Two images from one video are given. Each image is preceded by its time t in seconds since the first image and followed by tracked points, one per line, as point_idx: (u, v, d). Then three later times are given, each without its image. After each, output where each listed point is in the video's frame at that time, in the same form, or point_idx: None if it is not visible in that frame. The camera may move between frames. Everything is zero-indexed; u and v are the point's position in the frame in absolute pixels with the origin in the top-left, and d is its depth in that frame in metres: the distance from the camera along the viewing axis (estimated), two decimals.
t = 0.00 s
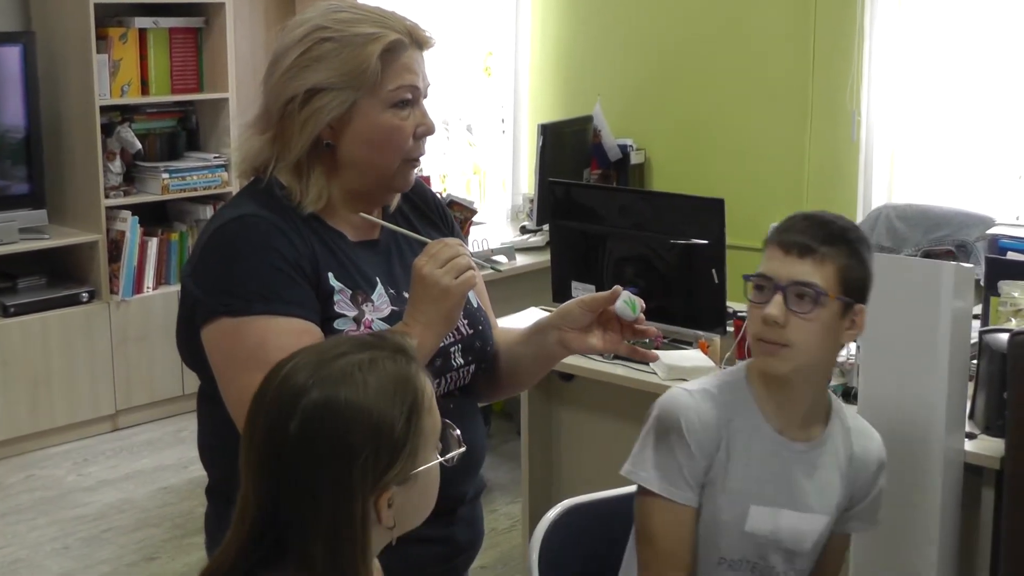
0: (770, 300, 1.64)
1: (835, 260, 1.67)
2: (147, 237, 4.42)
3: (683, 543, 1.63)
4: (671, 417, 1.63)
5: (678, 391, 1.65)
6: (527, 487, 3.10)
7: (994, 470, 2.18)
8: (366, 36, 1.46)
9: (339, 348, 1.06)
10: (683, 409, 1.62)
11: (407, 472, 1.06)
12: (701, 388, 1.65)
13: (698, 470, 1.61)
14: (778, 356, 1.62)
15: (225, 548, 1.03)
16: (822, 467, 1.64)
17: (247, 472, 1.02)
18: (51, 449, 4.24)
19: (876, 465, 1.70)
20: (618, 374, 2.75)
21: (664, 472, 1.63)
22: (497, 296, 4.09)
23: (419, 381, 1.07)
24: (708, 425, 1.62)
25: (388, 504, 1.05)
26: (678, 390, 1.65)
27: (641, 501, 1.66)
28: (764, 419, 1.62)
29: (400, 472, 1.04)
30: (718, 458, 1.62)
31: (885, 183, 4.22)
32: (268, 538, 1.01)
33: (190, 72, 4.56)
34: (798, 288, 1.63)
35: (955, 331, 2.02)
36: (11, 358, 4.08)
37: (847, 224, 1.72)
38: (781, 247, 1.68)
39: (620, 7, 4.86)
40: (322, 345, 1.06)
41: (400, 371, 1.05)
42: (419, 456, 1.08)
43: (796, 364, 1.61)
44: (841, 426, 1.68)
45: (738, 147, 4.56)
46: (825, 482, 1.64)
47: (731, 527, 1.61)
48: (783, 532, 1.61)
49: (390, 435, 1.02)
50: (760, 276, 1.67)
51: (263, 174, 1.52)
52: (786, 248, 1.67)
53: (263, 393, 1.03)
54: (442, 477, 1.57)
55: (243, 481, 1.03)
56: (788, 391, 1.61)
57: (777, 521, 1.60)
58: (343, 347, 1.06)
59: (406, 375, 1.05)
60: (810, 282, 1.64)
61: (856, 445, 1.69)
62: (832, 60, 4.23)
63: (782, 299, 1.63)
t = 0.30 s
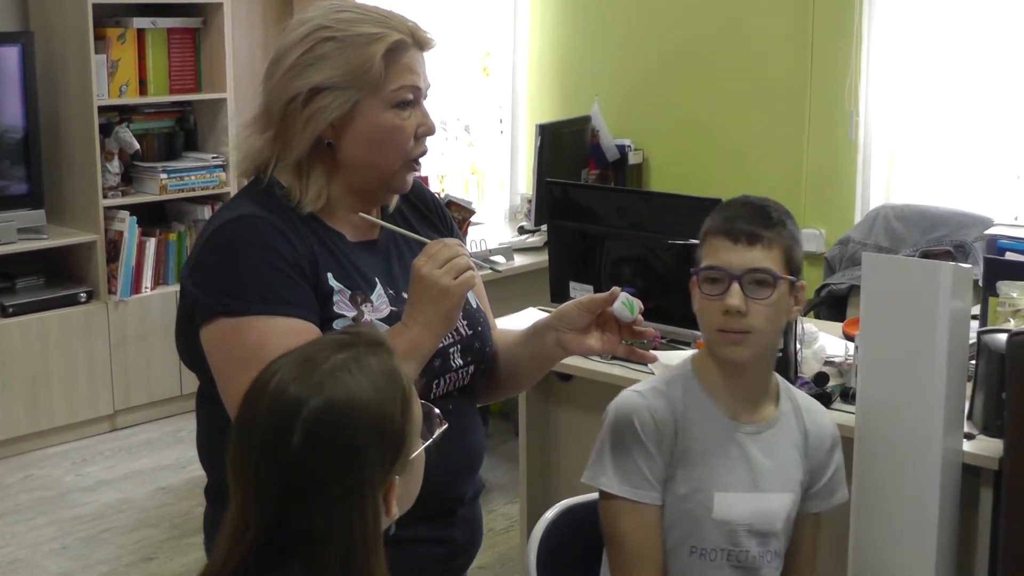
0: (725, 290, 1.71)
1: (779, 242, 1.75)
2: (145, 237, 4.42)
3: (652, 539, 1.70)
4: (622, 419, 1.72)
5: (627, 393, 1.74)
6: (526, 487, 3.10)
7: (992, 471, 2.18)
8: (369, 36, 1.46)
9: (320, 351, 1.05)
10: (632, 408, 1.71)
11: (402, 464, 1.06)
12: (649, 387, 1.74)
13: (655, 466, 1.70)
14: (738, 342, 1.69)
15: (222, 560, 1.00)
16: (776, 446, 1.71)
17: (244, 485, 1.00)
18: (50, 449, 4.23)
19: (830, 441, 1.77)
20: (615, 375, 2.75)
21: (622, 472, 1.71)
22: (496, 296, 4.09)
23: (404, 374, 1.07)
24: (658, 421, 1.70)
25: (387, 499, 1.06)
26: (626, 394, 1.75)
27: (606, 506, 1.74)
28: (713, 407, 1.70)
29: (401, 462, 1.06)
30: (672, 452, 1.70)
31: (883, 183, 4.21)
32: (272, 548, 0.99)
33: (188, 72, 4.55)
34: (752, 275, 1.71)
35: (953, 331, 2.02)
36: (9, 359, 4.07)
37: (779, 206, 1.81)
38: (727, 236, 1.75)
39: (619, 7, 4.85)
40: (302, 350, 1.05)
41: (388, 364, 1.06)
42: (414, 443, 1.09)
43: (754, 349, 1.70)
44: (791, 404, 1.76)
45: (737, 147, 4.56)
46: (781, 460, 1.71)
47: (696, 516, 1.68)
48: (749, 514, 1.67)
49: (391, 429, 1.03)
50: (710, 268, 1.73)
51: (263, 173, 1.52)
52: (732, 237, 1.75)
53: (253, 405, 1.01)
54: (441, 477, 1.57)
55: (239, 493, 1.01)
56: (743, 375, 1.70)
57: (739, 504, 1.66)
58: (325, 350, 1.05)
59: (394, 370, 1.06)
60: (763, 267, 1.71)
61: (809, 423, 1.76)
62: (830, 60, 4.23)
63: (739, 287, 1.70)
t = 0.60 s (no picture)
0: (718, 297, 1.84)
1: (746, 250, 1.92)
2: (144, 237, 4.42)
3: (626, 543, 1.81)
4: (580, 435, 1.85)
5: (581, 410, 1.87)
6: (524, 487, 3.10)
7: (991, 471, 2.18)
8: (376, 38, 1.46)
9: (302, 351, 1.05)
10: (585, 422, 1.85)
11: (390, 461, 1.06)
12: (600, 400, 1.88)
13: (619, 474, 1.83)
14: (724, 347, 1.84)
15: (210, 560, 1.00)
16: (730, 435, 1.86)
17: (231, 486, 1.00)
18: (48, 449, 4.23)
19: (782, 422, 1.93)
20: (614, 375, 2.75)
21: (585, 486, 1.83)
22: (495, 297, 4.09)
23: (388, 372, 1.08)
24: (613, 430, 1.83)
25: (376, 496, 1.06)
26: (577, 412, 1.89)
27: (576, 521, 1.85)
28: (666, 409, 1.85)
29: (388, 460, 1.06)
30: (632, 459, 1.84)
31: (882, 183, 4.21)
32: (260, 548, 0.98)
33: (187, 72, 4.55)
34: (740, 280, 1.86)
35: (952, 331, 2.03)
36: (7, 359, 4.06)
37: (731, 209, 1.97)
38: (713, 240, 1.87)
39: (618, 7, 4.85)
40: (284, 350, 1.06)
41: (370, 363, 1.06)
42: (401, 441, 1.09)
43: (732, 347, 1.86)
44: (737, 391, 1.91)
45: (735, 148, 4.56)
46: (736, 446, 1.85)
47: (664, 516, 1.80)
48: (715, 504, 1.80)
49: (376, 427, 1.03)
50: (706, 274, 1.85)
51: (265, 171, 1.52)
52: (719, 242, 1.87)
53: (238, 406, 1.01)
54: (441, 477, 1.57)
55: (227, 495, 1.00)
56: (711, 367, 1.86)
57: (703, 496, 1.80)
58: (307, 349, 1.05)
59: (378, 368, 1.06)
60: (747, 272, 1.87)
61: (758, 408, 1.91)
62: (828, 60, 4.23)
63: (731, 293, 1.85)
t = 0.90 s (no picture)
0: (708, 300, 1.86)
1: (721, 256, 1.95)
2: (143, 237, 4.42)
3: (611, 546, 1.78)
4: (553, 443, 1.81)
5: (552, 416, 1.83)
6: (522, 488, 3.10)
7: (990, 472, 2.18)
8: (377, 42, 1.45)
9: (292, 352, 1.06)
10: (558, 428, 1.81)
11: (384, 459, 1.06)
12: (570, 405, 1.84)
13: (597, 479, 1.79)
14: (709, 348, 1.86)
15: (204, 561, 1.00)
16: (705, 428, 1.85)
17: (223, 486, 1.00)
18: (47, 450, 4.23)
19: (757, 411, 1.92)
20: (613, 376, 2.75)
21: (563, 493, 1.79)
22: (494, 297, 4.09)
23: (379, 370, 1.08)
24: (587, 433, 1.80)
25: (372, 494, 1.06)
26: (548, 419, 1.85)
27: (558, 528, 1.81)
28: (640, 408, 1.83)
29: (381, 460, 1.05)
30: (608, 461, 1.80)
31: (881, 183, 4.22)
32: (253, 549, 0.99)
33: (186, 73, 4.55)
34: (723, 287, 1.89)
35: (950, 332, 2.03)
36: (6, 359, 4.06)
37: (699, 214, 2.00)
38: (701, 245, 1.89)
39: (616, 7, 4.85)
40: (276, 351, 1.06)
41: (361, 362, 1.06)
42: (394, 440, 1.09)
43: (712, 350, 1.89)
44: (707, 384, 1.91)
45: (733, 148, 4.57)
46: (713, 438, 1.84)
47: (646, 516, 1.77)
48: (698, 498, 1.78)
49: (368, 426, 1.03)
50: (698, 278, 1.86)
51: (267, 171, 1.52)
52: (706, 249, 1.90)
53: (230, 407, 1.02)
54: (440, 477, 1.57)
55: (220, 495, 1.01)
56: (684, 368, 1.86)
57: (686, 491, 1.78)
58: (297, 350, 1.06)
59: (369, 367, 1.06)
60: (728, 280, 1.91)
61: (728, 399, 1.91)
62: (827, 61, 4.24)
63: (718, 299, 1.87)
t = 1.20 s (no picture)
0: (702, 303, 1.85)
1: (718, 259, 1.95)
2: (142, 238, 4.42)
3: (611, 545, 1.78)
4: (552, 443, 1.81)
5: (551, 416, 1.83)
6: (521, 488, 3.10)
7: (988, 472, 2.18)
8: (385, 47, 1.46)
9: (290, 350, 1.06)
10: (557, 428, 1.81)
11: (381, 460, 1.06)
12: (569, 405, 1.84)
13: (596, 478, 1.79)
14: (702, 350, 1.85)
15: (198, 560, 1.01)
16: (703, 426, 1.85)
17: (216, 485, 1.01)
18: (46, 451, 4.23)
19: (755, 407, 1.92)
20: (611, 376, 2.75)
21: (562, 493, 1.79)
22: (493, 298, 4.09)
23: (377, 369, 1.08)
24: (586, 432, 1.79)
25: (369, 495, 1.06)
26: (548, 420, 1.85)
27: (558, 527, 1.81)
28: (637, 407, 1.82)
29: (377, 463, 1.05)
30: (607, 460, 1.80)
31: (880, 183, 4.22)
32: (247, 547, 0.99)
33: (185, 73, 4.56)
34: (718, 289, 1.88)
35: (948, 333, 2.03)
36: (5, 360, 4.06)
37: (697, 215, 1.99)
38: (695, 247, 1.89)
39: (615, 7, 4.85)
40: (274, 349, 1.07)
41: (359, 362, 1.06)
42: (391, 444, 1.09)
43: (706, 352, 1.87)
44: (705, 382, 1.91)
45: (731, 148, 4.57)
46: (711, 437, 1.84)
47: (646, 515, 1.77)
48: (697, 497, 1.78)
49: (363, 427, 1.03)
50: (692, 279, 1.86)
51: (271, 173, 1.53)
52: (701, 251, 1.89)
53: (226, 405, 1.03)
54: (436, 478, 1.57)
55: (214, 491, 1.01)
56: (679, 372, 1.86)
57: (684, 490, 1.78)
58: (295, 349, 1.06)
59: (367, 368, 1.06)
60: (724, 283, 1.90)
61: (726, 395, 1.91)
62: (826, 61, 4.24)
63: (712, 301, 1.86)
